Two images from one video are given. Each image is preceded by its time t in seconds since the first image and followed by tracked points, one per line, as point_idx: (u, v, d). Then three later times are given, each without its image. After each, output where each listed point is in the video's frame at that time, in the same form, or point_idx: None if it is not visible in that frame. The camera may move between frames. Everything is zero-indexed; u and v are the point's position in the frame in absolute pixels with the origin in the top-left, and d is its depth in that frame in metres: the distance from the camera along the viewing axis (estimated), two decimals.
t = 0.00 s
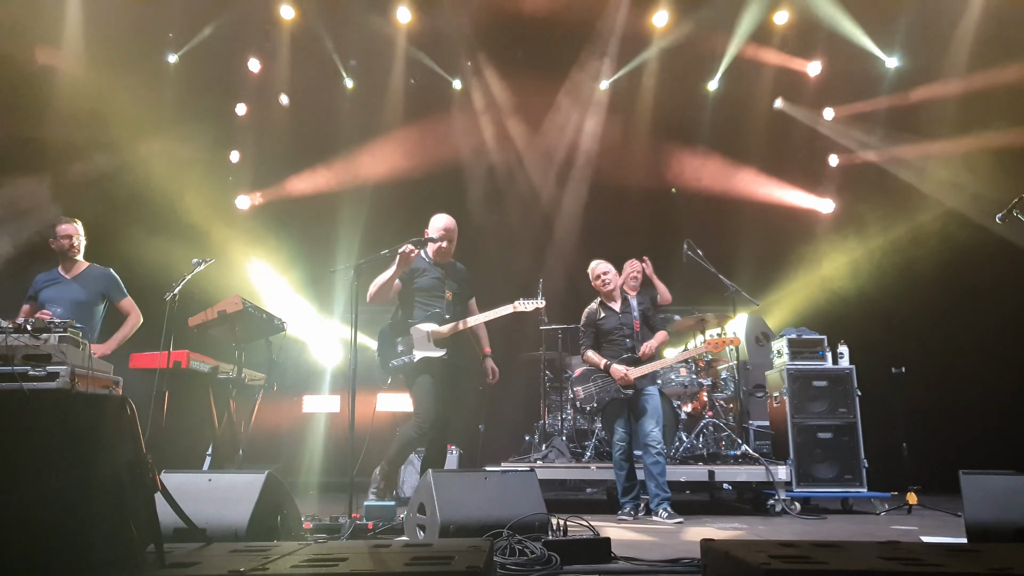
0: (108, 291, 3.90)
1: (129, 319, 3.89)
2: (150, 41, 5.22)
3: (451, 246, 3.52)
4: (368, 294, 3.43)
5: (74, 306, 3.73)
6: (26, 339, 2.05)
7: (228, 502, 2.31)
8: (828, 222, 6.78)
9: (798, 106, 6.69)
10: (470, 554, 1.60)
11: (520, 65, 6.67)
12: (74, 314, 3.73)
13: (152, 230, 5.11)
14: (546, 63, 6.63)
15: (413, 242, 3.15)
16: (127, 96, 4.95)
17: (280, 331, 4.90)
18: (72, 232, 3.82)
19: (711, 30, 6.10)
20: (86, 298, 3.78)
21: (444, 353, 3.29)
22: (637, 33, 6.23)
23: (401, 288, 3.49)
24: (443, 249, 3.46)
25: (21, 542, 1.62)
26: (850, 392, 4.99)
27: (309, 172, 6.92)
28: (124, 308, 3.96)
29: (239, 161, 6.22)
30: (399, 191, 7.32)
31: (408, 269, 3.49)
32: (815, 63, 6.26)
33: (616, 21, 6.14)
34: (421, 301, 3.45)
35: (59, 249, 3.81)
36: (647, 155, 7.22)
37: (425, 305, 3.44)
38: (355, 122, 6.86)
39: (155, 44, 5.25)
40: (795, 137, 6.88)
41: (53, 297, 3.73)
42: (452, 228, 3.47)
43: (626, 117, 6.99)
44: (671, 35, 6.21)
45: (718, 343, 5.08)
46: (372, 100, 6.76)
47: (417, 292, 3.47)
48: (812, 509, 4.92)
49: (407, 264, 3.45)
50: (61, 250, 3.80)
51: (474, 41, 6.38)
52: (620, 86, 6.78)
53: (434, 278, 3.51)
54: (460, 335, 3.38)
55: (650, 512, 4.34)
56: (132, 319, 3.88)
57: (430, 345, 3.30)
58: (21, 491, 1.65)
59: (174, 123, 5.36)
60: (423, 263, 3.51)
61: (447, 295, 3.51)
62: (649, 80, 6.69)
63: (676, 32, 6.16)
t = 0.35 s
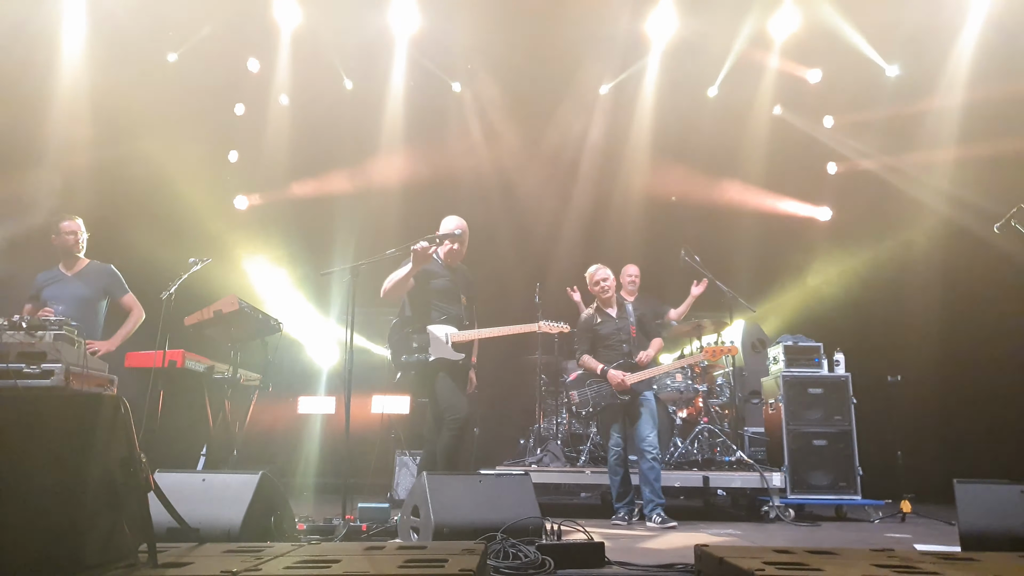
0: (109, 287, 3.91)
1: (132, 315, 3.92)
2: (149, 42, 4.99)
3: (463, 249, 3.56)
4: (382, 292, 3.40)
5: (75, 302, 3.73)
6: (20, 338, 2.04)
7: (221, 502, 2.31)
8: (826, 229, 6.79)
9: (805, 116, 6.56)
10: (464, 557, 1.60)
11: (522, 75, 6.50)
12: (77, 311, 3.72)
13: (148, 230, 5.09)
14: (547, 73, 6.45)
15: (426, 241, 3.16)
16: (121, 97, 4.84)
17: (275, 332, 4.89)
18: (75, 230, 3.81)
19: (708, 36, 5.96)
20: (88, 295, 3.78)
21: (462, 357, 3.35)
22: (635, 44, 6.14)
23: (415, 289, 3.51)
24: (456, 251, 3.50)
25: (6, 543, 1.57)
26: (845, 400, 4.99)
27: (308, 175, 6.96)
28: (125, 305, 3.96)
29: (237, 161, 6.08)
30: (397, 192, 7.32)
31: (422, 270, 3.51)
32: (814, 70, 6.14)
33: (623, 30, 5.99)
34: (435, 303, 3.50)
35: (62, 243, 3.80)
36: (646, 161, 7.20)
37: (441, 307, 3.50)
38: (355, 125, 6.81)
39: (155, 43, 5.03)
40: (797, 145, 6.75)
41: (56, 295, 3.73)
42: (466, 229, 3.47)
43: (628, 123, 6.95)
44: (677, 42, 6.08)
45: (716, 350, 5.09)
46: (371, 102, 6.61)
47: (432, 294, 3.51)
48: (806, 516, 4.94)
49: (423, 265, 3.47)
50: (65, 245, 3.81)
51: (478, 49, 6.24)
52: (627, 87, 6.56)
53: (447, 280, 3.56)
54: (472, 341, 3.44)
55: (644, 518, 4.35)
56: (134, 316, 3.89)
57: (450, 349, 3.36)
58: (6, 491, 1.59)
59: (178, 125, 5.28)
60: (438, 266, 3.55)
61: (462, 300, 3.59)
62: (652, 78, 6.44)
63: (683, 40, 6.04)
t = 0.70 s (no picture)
0: (114, 288, 3.89)
1: (137, 315, 3.89)
2: (146, 40, 5.09)
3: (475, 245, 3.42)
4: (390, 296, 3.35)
5: (82, 303, 3.72)
6: (14, 338, 2.03)
7: (217, 503, 2.30)
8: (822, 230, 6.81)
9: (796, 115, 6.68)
10: (459, 558, 1.60)
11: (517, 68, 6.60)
12: (83, 312, 3.73)
13: (145, 230, 5.09)
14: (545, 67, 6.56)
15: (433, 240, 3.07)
16: (121, 95, 4.91)
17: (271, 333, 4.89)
18: (81, 231, 3.78)
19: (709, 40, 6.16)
20: (94, 296, 3.77)
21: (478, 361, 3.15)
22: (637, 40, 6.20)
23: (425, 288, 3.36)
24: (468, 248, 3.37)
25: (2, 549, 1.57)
26: (842, 401, 4.99)
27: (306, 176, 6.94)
28: (131, 305, 3.95)
29: (234, 162, 6.01)
30: (394, 193, 7.31)
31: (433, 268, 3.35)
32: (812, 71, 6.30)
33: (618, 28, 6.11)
34: (446, 303, 3.33)
35: (68, 245, 3.78)
36: (643, 161, 7.23)
37: (452, 307, 3.31)
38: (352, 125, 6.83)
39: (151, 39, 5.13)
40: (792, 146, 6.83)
41: (62, 296, 3.72)
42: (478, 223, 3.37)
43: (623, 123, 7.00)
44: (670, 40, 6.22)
45: (713, 349, 5.08)
46: (368, 101, 6.74)
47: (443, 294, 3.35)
48: (802, 517, 4.94)
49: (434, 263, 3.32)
50: (70, 246, 3.77)
51: (472, 42, 6.35)
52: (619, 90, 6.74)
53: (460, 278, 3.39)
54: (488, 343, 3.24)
55: (640, 519, 4.35)
56: (140, 316, 3.87)
57: (465, 353, 3.16)
58: (9, 494, 1.61)
59: (174, 125, 5.32)
60: (451, 263, 3.39)
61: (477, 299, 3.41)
62: (649, 82, 6.65)
63: (675, 37, 6.18)
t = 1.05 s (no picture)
0: (119, 290, 3.88)
1: (142, 317, 3.89)
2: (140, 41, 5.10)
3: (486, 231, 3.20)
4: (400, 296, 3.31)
5: (86, 306, 3.71)
6: (11, 340, 2.02)
7: (216, 505, 2.29)
8: (820, 230, 6.82)
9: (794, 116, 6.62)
10: (458, 560, 1.59)
11: (513, 70, 6.49)
12: (87, 314, 3.72)
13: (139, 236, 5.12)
14: (545, 70, 6.48)
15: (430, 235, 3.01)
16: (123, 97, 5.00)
17: (270, 334, 4.88)
18: (85, 233, 3.78)
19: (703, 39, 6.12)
20: (97, 299, 3.76)
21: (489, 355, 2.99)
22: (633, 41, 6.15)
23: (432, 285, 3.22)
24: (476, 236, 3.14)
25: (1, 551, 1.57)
26: (842, 401, 4.99)
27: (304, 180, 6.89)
28: (135, 306, 3.94)
29: (231, 163, 6.11)
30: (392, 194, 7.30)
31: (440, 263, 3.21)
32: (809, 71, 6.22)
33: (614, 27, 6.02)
34: (454, 297, 3.17)
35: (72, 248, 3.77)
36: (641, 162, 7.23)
37: (460, 301, 3.14)
38: (349, 128, 6.75)
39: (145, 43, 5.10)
40: (791, 147, 6.79)
41: (64, 298, 3.71)
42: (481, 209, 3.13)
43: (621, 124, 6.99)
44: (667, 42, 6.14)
45: (713, 349, 5.06)
46: (365, 104, 6.63)
47: (450, 288, 3.18)
48: (802, 518, 4.93)
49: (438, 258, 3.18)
50: (74, 249, 3.78)
51: (468, 41, 6.22)
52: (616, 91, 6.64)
53: (469, 269, 3.20)
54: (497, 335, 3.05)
55: (639, 520, 4.35)
56: (145, 317, 3.88)
57: (476, 349, 3.00)
58: (3, 494, 1.60)
59: (171, 126, 5.35)
60: (461, 256, 3.23)
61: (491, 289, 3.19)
62: (647, 81, 6.53)
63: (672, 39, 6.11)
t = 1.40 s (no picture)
0: (110, 289, 3.88)
1: (135, 317, 3.89)
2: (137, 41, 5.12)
3: (487, 225, 3.13)
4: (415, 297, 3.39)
5: (78, 304, 3.71)
6: (9, 340, 2.02)
7: (215, 503, 2.29)
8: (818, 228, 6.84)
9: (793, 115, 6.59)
10: (458, 557, 1.60)
11: (511, 71, 6.43)
12: (75, 313, 3.70)
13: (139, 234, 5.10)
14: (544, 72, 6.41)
15: (430, 235, 3.02)
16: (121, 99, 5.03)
17: (269, 334, 4.88)
18: (82, 232, 3.82)
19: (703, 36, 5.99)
20: (90, 298, 3.76)
21: (486, 348, 2.98)
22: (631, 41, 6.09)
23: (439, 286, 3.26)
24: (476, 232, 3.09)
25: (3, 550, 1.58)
26: (840, 398, 4.99)
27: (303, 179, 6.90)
28: (128, 307, 3.94)
29: (229, 163, 6.19)
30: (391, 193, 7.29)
31: (444, 263, 3.23)
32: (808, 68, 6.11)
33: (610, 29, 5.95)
34: (461, 296, 3.18)
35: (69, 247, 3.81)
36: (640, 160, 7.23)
37: (464, 299, 3.15)
38: (347, 129, 6.69)
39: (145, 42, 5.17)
40: (790, 145, 6.78)
41: (57, 297, 3.71)
42: (479, 204, 3.09)
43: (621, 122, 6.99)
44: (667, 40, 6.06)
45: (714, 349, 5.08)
46: (363, 102, 6.56)
47: (457, 288, 3.20)
48: (801, 514, 4.94)
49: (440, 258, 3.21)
50: (69, 247, 3.81)
51: (465, 42, 6.15)
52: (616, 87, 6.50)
53: (472, 266, 3.17)
54: (494, 329, 3.01)
55: (638, 518, 4.36)
56: (138, 318, 3.87)
57: (478, 344, 3.02)
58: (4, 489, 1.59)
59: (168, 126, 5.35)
60: (463, 253, 3.22)
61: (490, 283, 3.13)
62: (644, 78, 6.40)
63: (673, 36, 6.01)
